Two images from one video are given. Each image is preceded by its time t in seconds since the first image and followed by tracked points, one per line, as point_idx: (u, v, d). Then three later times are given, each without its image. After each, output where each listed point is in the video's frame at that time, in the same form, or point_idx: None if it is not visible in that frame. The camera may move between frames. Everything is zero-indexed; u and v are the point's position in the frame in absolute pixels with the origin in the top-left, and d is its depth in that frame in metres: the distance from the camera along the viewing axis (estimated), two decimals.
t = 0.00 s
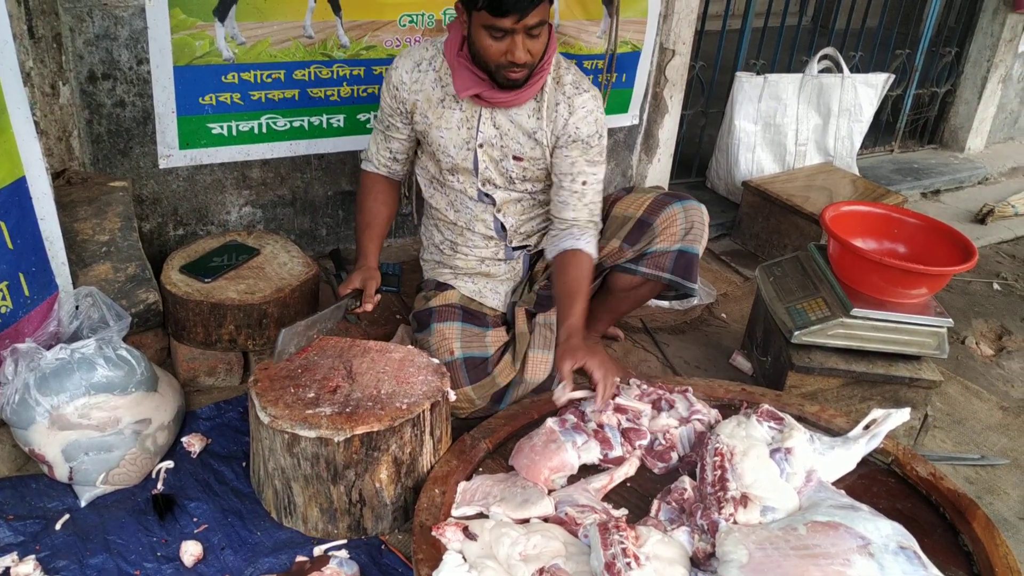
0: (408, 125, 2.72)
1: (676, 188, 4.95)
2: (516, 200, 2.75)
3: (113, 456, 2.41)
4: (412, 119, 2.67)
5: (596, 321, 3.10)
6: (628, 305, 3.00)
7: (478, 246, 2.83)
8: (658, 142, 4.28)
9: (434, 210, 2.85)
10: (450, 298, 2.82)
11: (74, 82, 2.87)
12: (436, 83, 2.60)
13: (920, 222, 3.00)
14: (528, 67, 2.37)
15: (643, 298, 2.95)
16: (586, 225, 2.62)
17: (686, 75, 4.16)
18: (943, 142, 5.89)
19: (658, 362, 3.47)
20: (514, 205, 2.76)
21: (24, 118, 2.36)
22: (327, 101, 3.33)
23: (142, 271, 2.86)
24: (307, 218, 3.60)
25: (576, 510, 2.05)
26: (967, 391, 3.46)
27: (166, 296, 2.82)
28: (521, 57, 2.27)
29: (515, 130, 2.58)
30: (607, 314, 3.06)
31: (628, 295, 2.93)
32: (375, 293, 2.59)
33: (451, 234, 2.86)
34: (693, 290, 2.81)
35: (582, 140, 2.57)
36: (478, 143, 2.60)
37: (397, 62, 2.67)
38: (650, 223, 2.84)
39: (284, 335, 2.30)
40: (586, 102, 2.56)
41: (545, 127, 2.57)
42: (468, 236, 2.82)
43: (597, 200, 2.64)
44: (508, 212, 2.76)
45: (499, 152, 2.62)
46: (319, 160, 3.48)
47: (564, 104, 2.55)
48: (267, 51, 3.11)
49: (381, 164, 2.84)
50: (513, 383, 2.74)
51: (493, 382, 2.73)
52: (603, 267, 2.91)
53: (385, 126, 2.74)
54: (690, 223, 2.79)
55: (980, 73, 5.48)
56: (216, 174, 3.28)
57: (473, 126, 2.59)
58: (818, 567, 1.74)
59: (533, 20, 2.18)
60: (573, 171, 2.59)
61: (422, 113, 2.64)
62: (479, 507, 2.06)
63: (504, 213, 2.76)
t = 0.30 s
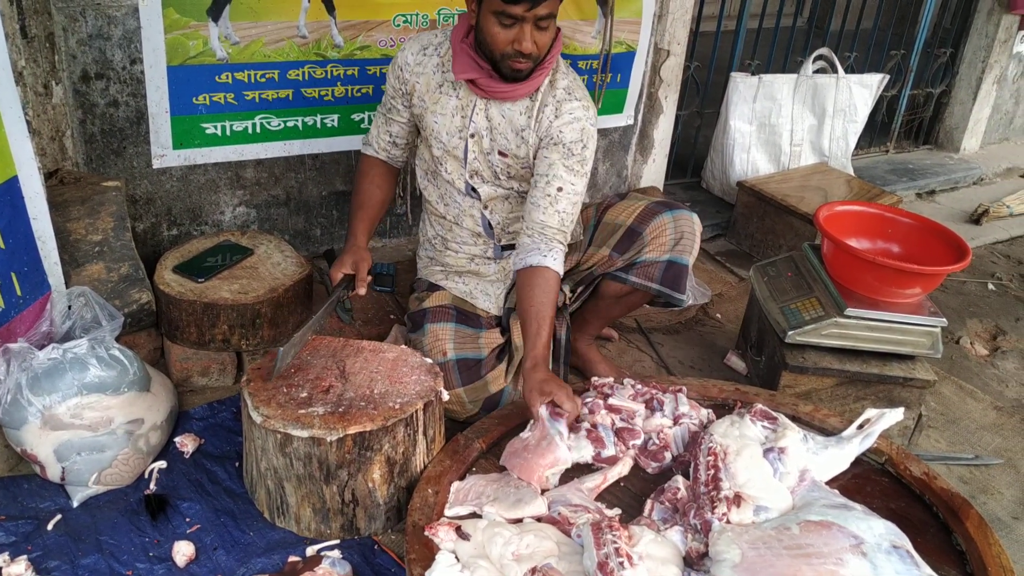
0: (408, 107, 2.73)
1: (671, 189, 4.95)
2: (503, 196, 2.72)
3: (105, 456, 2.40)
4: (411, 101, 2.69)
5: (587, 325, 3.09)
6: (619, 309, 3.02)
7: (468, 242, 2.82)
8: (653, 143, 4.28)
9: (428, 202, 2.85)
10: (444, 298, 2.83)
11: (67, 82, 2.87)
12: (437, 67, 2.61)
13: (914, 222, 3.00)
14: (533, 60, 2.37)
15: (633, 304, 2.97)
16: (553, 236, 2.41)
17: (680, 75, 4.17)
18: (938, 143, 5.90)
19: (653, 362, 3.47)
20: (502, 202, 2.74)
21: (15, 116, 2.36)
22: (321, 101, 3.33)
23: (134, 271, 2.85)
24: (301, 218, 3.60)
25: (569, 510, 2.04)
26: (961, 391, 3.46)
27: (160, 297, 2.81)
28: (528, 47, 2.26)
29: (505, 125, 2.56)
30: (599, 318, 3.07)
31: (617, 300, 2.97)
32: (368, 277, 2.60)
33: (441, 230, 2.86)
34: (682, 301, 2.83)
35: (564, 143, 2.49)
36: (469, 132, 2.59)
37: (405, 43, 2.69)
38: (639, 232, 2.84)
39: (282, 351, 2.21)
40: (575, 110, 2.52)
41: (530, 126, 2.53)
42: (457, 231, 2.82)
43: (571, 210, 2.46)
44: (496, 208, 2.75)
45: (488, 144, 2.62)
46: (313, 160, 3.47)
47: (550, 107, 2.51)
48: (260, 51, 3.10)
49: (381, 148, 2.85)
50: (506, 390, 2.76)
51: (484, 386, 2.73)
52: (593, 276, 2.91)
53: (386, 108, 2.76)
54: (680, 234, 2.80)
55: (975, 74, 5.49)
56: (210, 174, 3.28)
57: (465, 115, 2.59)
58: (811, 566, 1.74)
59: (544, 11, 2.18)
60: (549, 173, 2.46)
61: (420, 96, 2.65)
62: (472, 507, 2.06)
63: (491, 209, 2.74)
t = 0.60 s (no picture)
0: (407, 113, 2.73)
1: (671, 189, 4.94)
2: (509, 190, 2.73)
3: (105, 456, 2.40)
4: (410, 106, 2.68)
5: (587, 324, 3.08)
6: (618, 308, 3.01)
7: (471, 239, 2.82)
8: (652, 142, 4.28)
9: (429, 201, 2.86)
10: (445, 297, 2.82)
11: (66, 82, 2.87)
12: (435, 69, 2.62)
13: (914, 222, 3.00)
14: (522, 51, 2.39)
15: (630, 302, 2.97)
16: (594, 210, 2.48)
17: (680, 74, 4.17)
18: (938, 143, 5.90)
19: (652, 362, 3.47)
20: (507, 195, 2.75)
21: (15, 115, 2.36)
22: (321, 101, 3.33)
23: (134, 270, 2.85)
24: (301, 218, 3.60)
25: (568, 509, 2.04)
26: (961, 391, 3.46)
27: (159, 296, 2.81)
28: (514, 40, 2.29)
29: (510, 118, 2.58)
30: (597, 315, 3.05)
31: (615, 300, 2.96)
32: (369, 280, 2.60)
33: (443, 228, 2.86)
34: (677, 299, 2.81)
35: (579, 126, 2.53)
36: (472, 129, 2.60)
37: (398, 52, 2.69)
38: (634, 230, 2.84)
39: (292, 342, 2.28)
40: (581, 92, 2.54)
41: (538, 115, 2.56)
42: (460, 228, 2.81)
43: (602, 187, 2.53)
44: (501, 202, 2.75)
45: (492, 139, 2.62)
46: (312, 159, 3.47)
47: (557, 93, 2.53)
48: (260, 51, 3.10)
49: (381, 155, 2.85)
50: (506, 391, 2.78)
51: (484, 386, 2.72)
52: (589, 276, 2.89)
53: (385, 115, 2.76)
54: (673, 231, 2.80)
55: (974, 73, 5.49)
56: (210, 174, 3.28)
57: (466, 112, 2.60)
58: (811, 566, 1.74)
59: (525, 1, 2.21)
60: (573, 157, 2.51)
61: (419, 100, 2.65)
62: (472, 506, 2.06)
63: (497, 204, 2.75)
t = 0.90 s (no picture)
0: (409, 112, 2.78)
1: (673, 189, 4.94)
2: (508, 184, 2.72)
3: (106, 456, 2.40)
4: (411, 104, 2.72)
5: (586, 326, 3.09)
6: (615, 309, 3.01)
7: (470, 235, 2.81)
8: (654, 142, 4.27)
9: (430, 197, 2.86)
10: (445, 296, 2.79)
11: (67, 81, 2.86)
12: (432, 67, 2.64)
13: (916, 222, 2.99)
14: (500, 43, 2.40)
15: (627, 304, 2.98)
16: (591, 181, 2.47)
17: (682, 74, 4.16)
18: (940, 143, 5.89)
19: (654, 362, 3.47)
20: (506, 190, 2.73)
21: (15, 115, 2.35)
22: (323, 101, 3.32)
23: (135, 270, 2.85)
24: (302, 218, 3.59)
25: (571, 510, 2.04)
26: (963, 391, 3.45)
27: (161, 297, 2.81)
28: (483, 33, 2.32)
29: (505, 108, 2.57)
30: (595, 318, 3.06)
31: (612, 301, 2.96)
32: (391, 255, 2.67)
33: (444, 225, 2.85)
34: (671, 301, 2.81)
35: (576, 105, 2.49)
36: (468, 123, 2.60)
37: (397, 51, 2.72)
38: (626, 233, 2.82)
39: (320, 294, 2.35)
40: (577, 74, 2.52)
41: (535, 101, 2.53)
42: (459, 223, 2.81)
43: (602, 164, 2.50)
44: (500, 198, 2.73)
45: (488, 131, 2.62)
46: (314, 159, 3.46)
47: (553, 77, 2.51)
48: (262, 51, 3.10)
49: (389, 149, 2.90)
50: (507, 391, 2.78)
51: (484, 386, 2.73)
52: (585, 280, 2.89)
53: (389, 113, 2.81)
54: (666, 233, 2.79)
55: (976, 73, 5.48)
56: (211, 174, 3.28)
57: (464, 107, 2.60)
58: (815, 566, 1.74)
59: None
60: (570, 136, 2.48)
61: (419, 98, 2.67)
62: (474, 507, 2.05)
63: (496, 199, 2.73)
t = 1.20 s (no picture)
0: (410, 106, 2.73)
1: (674, 189, 4.93)
2: (500, 188, 2.69)
3: (106, 457, 2.39)
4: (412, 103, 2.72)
5: (585, 330, 3.07)
6: (613, 312, 2.99)
7: (466, 239, 2.80)
8: (655, 142, 4.26)
9: (429, 197, 2.86)
10: (444, 297, 2.80)
11: (67, 82, 2.86)
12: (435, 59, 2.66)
13: (917, 222, 2.99)
14: (488, 37, 2.36)
15: (623, 308, 2.97)
16: (532, 205, 2.37)
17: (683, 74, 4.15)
18: (941, 143, 5.89)
19: (656, 363, 3.46)
20: (499, 193, 2.71)
21: (15, 116, 2.35)
22: (323, 101, 3.32)
23: (135, 271, 2.84)
24: (303, 219, 3.58)
25: (573, 510, 2.03)
26: (965, 392, 3.45)
27: (161, 297, 2.80)
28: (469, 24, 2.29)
29: (495, 110, 2.57)
30: (594, 322, 3.03)
31: (608, 307, 2.95)
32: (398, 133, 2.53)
33: (440, 226, 2.84)
34: (664, 310, 2.79)
35: (549, 118, 2.46)
36: (464, 121, 2.61)
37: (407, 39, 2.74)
38: (618, 241, 2.80)
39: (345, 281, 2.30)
40: (563, 86, 2.49)
41: (519, 105, 2.53)
42: (456, 226, 2.80)
43: (554, 183, 2.41)
44: (494, 200, 2.72)
45: (482, 131, 2.61)
46: (314, 160, 3.46)
47: (538, 85, 2.50)
48: (262, 51, 3.09)
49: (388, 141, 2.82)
50: (505, 394, 2.78)
51: (483, 387, 2.73)
52: (580, 288, 2.86)
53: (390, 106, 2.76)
54: (658, 242, 2.76)
55: (978, 73, 5.47)
56: (211, 174, 3.27)
57: (460, 104, 2.60)
58: (817, 568, 1.73)
59: None
60: (534, 147, 2.43)
61: (420, 88, 2.67)
62: (476, 507, 2.04)
63: (489, 202, 2.72)
